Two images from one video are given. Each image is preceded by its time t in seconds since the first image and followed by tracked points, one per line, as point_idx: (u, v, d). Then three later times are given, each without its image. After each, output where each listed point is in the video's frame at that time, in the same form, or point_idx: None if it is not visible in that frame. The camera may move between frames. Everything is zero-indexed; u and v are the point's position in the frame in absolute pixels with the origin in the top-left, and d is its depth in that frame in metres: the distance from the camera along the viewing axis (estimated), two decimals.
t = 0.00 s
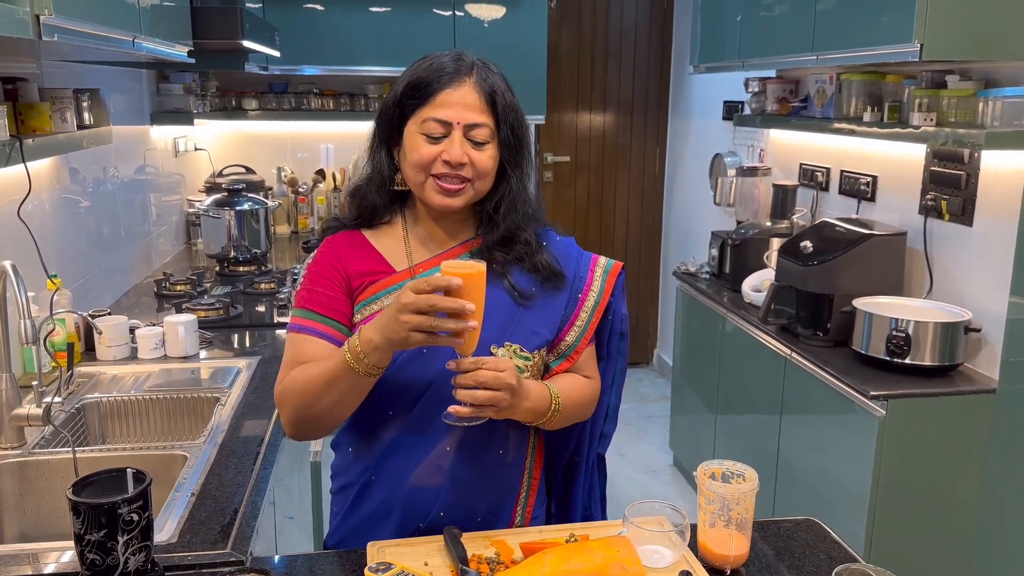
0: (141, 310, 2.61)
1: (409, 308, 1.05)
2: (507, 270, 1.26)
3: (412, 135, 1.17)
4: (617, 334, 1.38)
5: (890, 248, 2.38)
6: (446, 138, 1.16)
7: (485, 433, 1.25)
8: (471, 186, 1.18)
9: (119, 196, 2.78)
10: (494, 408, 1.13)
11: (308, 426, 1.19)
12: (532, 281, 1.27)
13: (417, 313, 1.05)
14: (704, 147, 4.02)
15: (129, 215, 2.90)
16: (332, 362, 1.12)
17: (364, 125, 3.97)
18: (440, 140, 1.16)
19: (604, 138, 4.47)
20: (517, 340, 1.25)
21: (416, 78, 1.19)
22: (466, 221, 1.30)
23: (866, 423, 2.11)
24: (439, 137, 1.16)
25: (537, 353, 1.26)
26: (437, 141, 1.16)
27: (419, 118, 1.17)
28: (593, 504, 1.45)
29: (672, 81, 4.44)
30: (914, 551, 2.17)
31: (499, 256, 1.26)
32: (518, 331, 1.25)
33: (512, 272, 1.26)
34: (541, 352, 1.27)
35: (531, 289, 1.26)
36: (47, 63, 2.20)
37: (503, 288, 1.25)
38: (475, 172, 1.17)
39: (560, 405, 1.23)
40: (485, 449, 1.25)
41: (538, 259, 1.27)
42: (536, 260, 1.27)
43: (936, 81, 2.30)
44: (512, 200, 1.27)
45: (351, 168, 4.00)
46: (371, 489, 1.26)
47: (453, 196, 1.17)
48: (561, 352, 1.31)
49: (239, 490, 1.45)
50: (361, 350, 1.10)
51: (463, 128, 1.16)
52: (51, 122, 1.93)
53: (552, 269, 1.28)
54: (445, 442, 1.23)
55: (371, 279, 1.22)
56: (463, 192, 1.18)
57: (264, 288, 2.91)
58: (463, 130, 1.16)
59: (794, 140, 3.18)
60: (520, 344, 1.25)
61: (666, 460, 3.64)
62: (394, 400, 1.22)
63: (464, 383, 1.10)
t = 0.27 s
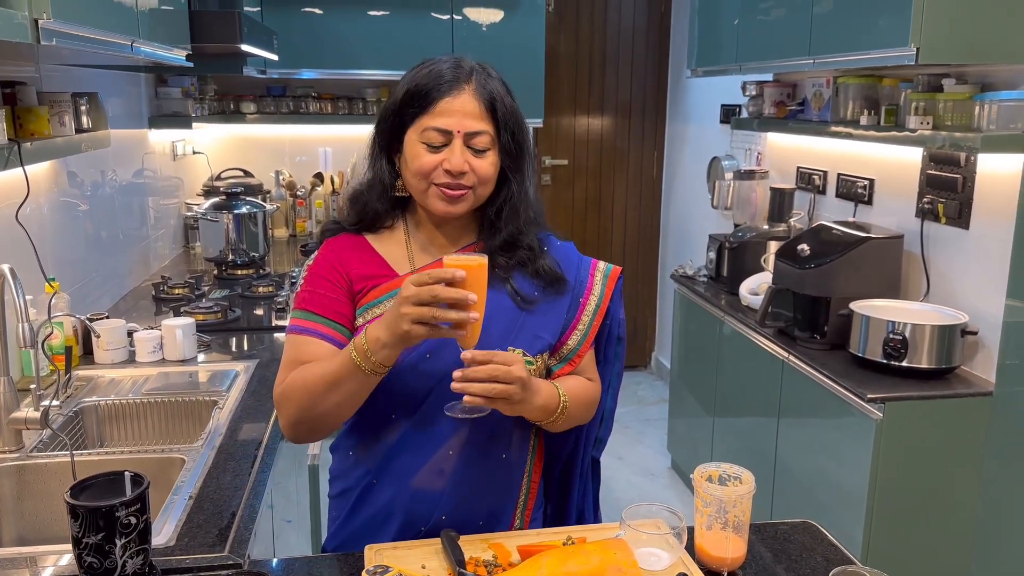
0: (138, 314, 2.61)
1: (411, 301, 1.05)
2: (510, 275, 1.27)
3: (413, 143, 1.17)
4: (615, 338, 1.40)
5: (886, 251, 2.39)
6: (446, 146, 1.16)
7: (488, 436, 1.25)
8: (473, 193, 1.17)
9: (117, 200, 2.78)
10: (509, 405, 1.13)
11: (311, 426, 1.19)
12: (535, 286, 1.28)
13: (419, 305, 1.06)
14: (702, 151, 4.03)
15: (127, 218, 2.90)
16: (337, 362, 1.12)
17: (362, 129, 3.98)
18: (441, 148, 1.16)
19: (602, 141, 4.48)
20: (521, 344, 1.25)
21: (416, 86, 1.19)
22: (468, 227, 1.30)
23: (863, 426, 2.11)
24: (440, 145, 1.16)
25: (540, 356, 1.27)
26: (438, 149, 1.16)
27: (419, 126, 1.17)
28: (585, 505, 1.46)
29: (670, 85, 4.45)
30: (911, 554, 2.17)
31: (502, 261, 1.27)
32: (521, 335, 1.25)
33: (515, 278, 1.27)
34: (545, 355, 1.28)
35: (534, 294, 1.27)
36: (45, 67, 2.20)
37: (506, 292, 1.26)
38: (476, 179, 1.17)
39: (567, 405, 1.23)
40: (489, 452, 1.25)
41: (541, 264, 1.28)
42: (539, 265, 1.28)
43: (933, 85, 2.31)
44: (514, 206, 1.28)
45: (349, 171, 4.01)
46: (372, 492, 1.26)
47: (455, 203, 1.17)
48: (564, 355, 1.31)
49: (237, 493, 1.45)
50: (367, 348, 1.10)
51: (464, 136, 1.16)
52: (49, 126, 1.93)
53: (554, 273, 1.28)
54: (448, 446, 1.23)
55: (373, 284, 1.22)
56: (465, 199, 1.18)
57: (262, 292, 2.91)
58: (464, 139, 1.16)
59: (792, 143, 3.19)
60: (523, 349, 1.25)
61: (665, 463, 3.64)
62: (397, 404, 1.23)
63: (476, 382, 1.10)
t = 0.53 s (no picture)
0: (137, 317, 2.62)
1: (400, 267, 1.06)
2: (511, 281, 1.27)
3: (408, 152, 1.17)
4: (614, 340, 1.41)
5: (883, 254, 2.40)
6: (441, 154, 1.16)
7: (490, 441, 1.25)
8: (469, 200, 1.17)
9: (116, 203, 2.79)
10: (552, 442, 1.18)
11: (310, 420, 1.16)
12: (536, 291, 1.28)
13: (409, 271, 1.06)
14: (700, 155, 4.03)
15: (126, 222, 2.90)
16: (333, 345, 1.11)
17: (361, 132, 3.98)
18: (435, 156, 1.16)
19: (600, 144, 4.49)
20: (522, 349, 1.26)
21: (410, 95, 1.19)
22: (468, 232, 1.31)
23: (861, 429, 2.12)
24: (434, 154, 1.16)
25: (541, 362, 1.28)
26: (433, 157, 1.16)
27: (413, 136, 1.17)
28: (584, 506, 1.47)
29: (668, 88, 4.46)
30: (909, 557, 2.18)
31: (503, 267, 1.27)
32: (524, 340, 1.26)
33: (517, 283, 1.28)
34: (546, 360, 1.28)
35: (535, 299, 1.27)
36: (44, 71, 2.20)
37: (509, 297, 1.26)
38: (471, 187, 1.17)
39: (581, 412, 1.27)
40: (489, 457, 1.25)
41: (542, 268, 1.28)
42: (540, 270, 1.28)
43: (930, 89, 2.32)
44: (513, 211, 1.28)
45: (347, 174, 4.01)
46: (371, 496, 1.25)
47: (451, 212, 1.17)
48: (567, 359, 1.33)
49: (235, 496, 1.45)
50: (363, 325, 1.09)
51: (457, 143, 1.15)
52: (48, 130, 1.94)
53: (556, 278, 1.29)
54: (449, 450, 1.23)
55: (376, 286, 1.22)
56: (461, 207, 1.18)
57: (260, 295, 2.91)
58: (457, 147, 1.15)
59: (789, 147, 3.20)
60: (524, 354, 1.26)
61: (663, 466, 3.65)
62: (399, 408, 1.23)
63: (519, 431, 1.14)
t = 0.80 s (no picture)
0: (136, 320, 2.62)
1: (392, 248, 1.09)
2: (513, 284, 1.28)
3: (402, 160, 1.17)
4: (614, 340, 1.42)
5: (882, 257, 2.41)
6: (434, 162, 1.16)
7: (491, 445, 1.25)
8: (464, 206, 1.18)
9: (116, 207, 2.79)
10: (538, 459, 1.19)
11: (311, 415, 1.16)
12: (538, 295, 1.29)
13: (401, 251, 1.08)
14: (698, 158, 4.04)
15: (125, 225, 2.91)
16: (331, 335, 1.11)
17: (360, 136, 3.99)
18: (429, 164, 1.16)
19: (599, 148, 4.50)
20: (524, 354, 1.27)
21: (403, 103, 1.19)
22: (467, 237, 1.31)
23: (859, 431, 2.12)
24: (428, 161, 1.16)
25: (542, 366, 1.28)
26: (426, 165, 1.16)
27: (406, 144, 1.17)
28: (591, 506, 1.48)
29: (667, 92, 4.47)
30: (908, 559, 2.18)
31: (503, 272, 1.28)
32: (525, 344, 1.27)
33: (518, 287, 1.28)
34: (546, 364, 1.29)
35: (536, 303, 1.29)
36: (44, 75, 2.21)
37: (510, 301, 1.27)
38: (465, 193, 1.17)
39: (577, 417, 1.28)
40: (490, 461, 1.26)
41: (543, 271, 1.30)
42: (541, 273, 1.30)
43: (927, 92, 2.32)
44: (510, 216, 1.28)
45: (346, 178, 4.02)
46: (373, 499, 1.25)
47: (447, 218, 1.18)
48: (567, 363, 1.34)
49: (236, 499, 1.45)
50: (360, 312, 1.11)
51: (450, 151, 1.16)
52: (48, 133, 1.94)
53: (556, 282, 1.30)
54: (450, 454, 1.23)
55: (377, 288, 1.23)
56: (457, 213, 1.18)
57: (260, 298, 2.92)
58: (450, 154, 1.15)
59: (787, 151, 3.21)
60: (526, 358, 1.27)
61: (662, 469, 3.65)
62: (401, 411, 1.23)
63: (502, 457, 1.15)
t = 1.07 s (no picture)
0: (136, 324, 2.62)
1: (386, 242, 1.10)
2: (512, 287, 1.28)
3: (399, 164, 1.18)
4: (615, 347, 1.42)
5: (880, 261, 2.42)
6: (430, 165, 1.17)
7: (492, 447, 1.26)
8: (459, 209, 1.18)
9: (116, 211, 2.80)
10: (527, 458, 1.19)
11: (308, 415, 1.16)
12: (537, 298, 1.30)
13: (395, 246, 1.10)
14: (697, 162, 4.05)
15: (125, 228, 2.91)
16: (327, 334, 1.12)
17: (359, 140, 4.00)
18: (424, 166, 1.17)
19: (598, 151, 4.50)
20: (523, 357, 1.27)
21: (400, 107, 1.20)
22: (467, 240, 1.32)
23: (858, 434, 2.13)
24: (424, 164, 1.17)
25: (541, 369, 1.28)
26: (422, 168, 1.17)
27: (403, 147, 1.18)
28: (593, 510, 1.49)
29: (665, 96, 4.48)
30: (906, 562, 2.18)
31: (502, 274, 1.28)
32: (524, 347, 1.27)
33: (517, 289, 1.29)
34: (546, 368, 1.29)
35: (536, 306, 1.29)
36: (45, 79, 2.22)
37: (509, 304, 1.27)
38: (461, 196, 1.18)
39: (573, 421, 1.28)
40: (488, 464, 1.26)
41: (542, 275, 1.30)
42: (540, 277, 1.30)
43: (925, 97, 2.33)
44: (507, 219, 1.28)
45: (346, 182, 4.02)
46: (373, 502, 1.26)
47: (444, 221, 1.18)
48: (566, 367, 1.34)
49: (236, 502, 1.46)
50: (355, 309, 1.12)
51: (444, 154, 1.16)
52: (49, 137, 1.95)
53: (555, 285, 1.31)
54: (450, 457, 1.24)
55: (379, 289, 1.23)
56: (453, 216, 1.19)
57: (259, 302, 2.92)
58: (445, 156, 1.16)
59: (786, 155, 3.22)
60: (525, 362, 1.27)
61: (661, 472, 3.65)
62: (400, 414, 1.24)
63: (489, 455, 1.15)
